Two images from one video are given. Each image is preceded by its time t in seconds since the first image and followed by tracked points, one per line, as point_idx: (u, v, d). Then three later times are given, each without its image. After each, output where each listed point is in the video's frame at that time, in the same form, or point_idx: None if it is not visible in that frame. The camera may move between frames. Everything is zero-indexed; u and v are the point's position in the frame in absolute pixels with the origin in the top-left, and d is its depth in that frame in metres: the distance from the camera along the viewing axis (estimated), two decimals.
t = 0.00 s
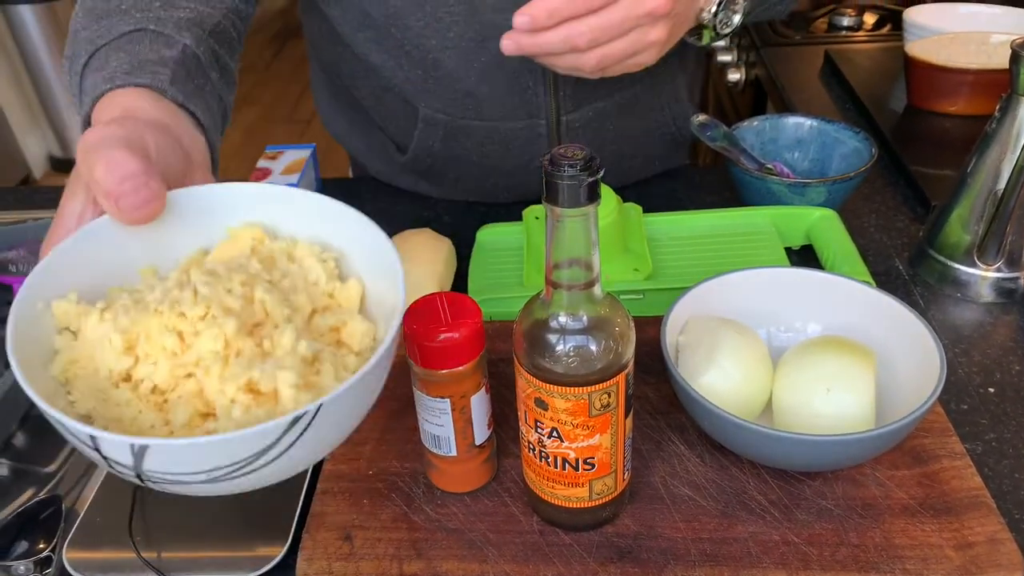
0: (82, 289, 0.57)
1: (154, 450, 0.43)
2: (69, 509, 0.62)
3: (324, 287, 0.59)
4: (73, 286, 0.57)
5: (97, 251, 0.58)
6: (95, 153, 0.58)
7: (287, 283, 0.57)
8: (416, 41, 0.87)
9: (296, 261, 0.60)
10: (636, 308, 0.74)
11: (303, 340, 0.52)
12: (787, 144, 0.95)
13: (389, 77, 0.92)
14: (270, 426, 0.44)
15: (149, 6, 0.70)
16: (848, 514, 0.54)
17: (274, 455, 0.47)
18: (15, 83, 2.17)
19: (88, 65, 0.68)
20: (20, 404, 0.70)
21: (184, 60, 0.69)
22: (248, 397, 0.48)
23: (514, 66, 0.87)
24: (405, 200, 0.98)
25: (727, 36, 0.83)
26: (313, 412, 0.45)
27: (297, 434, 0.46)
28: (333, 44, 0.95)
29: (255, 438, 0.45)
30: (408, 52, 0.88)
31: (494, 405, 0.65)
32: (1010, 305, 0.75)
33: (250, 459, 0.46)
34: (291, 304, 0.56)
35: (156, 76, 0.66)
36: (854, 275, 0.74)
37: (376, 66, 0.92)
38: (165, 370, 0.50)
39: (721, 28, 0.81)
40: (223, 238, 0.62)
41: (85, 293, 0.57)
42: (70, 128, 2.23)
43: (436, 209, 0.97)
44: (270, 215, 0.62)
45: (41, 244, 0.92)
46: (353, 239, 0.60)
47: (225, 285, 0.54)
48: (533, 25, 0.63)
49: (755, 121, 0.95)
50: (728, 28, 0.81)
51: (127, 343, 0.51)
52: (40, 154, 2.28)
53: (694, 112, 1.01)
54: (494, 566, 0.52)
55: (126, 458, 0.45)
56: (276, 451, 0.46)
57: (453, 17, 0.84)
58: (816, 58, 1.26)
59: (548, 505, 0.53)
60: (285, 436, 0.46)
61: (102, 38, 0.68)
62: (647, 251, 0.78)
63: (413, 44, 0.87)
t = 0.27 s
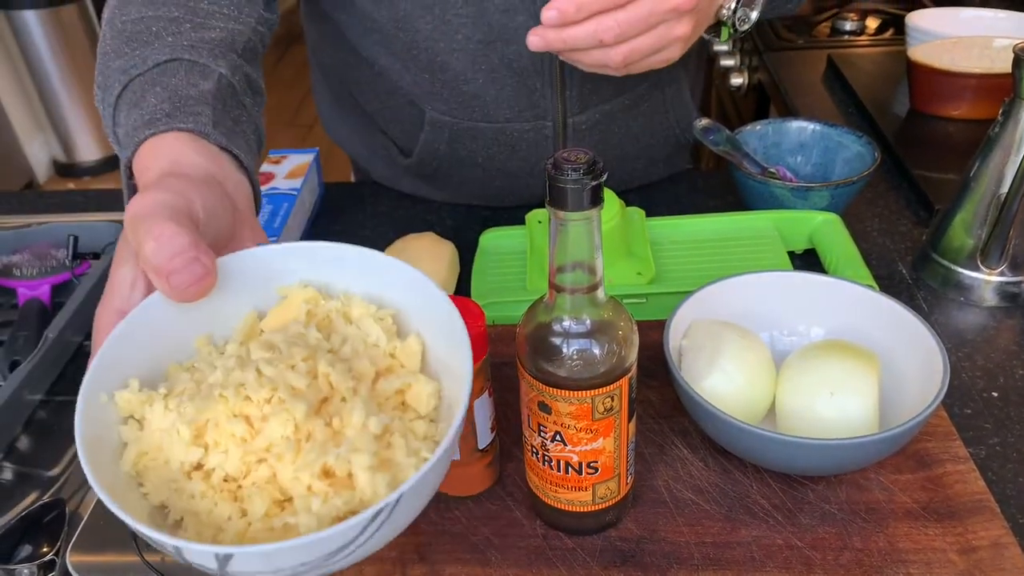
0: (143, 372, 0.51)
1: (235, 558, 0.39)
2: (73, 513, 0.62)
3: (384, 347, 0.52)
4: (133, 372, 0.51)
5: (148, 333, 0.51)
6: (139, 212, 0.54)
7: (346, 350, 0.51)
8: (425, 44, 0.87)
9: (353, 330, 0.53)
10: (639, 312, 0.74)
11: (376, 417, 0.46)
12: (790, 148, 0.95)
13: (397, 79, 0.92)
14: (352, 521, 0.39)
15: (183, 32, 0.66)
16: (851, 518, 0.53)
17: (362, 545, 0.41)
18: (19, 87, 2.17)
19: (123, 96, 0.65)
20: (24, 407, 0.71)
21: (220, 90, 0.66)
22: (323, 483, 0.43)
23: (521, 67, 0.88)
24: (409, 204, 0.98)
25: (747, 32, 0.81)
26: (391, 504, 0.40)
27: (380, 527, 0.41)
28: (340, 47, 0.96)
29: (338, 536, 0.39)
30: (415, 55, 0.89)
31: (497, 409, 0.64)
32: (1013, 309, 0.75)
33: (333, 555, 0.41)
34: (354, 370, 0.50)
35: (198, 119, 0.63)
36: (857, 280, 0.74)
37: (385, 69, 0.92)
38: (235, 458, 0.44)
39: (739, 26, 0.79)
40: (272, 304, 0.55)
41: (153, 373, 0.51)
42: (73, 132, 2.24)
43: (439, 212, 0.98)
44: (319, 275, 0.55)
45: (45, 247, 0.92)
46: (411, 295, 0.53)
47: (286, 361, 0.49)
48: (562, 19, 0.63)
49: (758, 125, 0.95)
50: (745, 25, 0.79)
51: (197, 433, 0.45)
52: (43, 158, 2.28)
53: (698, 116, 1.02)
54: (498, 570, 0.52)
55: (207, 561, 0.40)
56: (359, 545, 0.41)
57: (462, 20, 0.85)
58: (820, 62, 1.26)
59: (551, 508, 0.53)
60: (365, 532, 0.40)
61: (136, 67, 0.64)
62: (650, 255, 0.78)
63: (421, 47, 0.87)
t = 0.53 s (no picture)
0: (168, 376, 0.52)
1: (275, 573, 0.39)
2: (75, 517, 0.62)
3: (412, 352, 0.54)
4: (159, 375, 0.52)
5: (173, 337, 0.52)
6: (162, 214, 0.54)
7: (375, 356, 0.53)
8: (427, 50, 0.87)
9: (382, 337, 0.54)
10: (641, 316, 0.74)
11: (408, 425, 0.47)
12: (792, 152, 0.95)
13: (399, 85, 0.92)
14: (392, 536, 0.40)
15: (188, 34, 0.67)
16: (855, 523, 0.53)
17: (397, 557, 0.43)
18: (23, 93, 2.18)
19: (129, 98, 0.64)
20: (26, 411, 0.71)
21: (228, 91, 0.66)
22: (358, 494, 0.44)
23: (523, 72, 0.88)
24: (411, 208, 0.98)
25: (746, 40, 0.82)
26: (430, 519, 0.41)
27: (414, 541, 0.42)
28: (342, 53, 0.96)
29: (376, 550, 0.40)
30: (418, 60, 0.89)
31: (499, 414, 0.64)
32: (1016, 313, 0.75)
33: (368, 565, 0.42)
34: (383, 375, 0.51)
35: (208, 119, 0.63)
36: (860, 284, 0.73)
37: (387, 75, 0.92)
38: (267, 465, 0.45)
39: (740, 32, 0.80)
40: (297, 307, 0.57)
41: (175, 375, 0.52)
42: (76, 137, 2.24)
43: (441, 217, 0.98)
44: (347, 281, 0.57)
45: (48, 251, 0.92)
46: (438, 299, 0.55)
47: (319, 368, 0.50)
48: (560, 28, 0.63)
49: (760, 130, 0.95)
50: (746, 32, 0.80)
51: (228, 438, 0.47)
52: (47, 163, 2.29)
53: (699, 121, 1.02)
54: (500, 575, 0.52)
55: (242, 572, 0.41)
56: (394, 558, 0.42)
57: (464, 25, 0.85)
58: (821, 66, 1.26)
59: (554, 514, 0.53)
60: (401, 548, 0.42)
61: (143, 69, 0.64)
62: (652, 259, 0.78)
63: (423, 53, 0.88)
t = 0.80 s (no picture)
0: (177, 359, 0.52)
1: (291, 525, 0.39)
2: (76, 521, 0.62)
3: (415, 323, 0.54)
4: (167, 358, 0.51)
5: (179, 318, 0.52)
6: (166, 202, 0.56)
7: (379, 325, 0.53)
8: (428, 54, 0.87)
9: (385, 309, 0.54)
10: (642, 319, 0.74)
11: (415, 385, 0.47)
12: (793, 155, 0.95)
13: (400, 89, 0.92)
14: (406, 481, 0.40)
15: (190, 40, 0.66)
16: (857, 526, 0.53)
17: (412, 509, 0.42)
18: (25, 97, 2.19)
19: (132, 102, 0.65)
20: (28, 414, 0.71)
21: (229, 96, 0.66)
22: (369, 452, 0.44)
23: (524, 76, 0.88)
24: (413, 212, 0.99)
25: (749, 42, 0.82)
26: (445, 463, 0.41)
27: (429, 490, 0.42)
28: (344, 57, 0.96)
29: (392, 497, 0.40)
30: (419, 64, 0.89)
31: (501, 417, 0.64)
32: (1018, 316, 0.74)
33: (385, 518, 0.42)
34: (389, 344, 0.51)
35: (209, 124, 0.63)
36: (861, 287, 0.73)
37: (388, 79, 0.92)
38: (278, 433, 0.45)
39: (743, 35, 0.80)
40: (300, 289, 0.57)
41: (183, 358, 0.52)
42: (78, 141, 2.25)
43: (444, 222, 0.98)
44: (348, 256, 0.57)
45: (50, 255, 0.92)
46: (439, 272, 0.55)
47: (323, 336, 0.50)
48: (561, 30, 0.62)
49: (761, 133, 0.95)
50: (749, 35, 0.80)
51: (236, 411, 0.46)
52: (49, 166, 2.29)
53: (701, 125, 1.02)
54: None
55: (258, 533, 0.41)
56: (410, 508, 0.42)
57: (466, 30, 0.85)
58: (823, 70, 1.26)
59: (555, 517, 0.53)
60: (415, 494, 0.41)
61: (145, 74, 0.64)
62: (654, 262, 0.78)
63: (425, 57, 0.88)
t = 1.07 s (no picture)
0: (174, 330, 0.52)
1: (279, 454, 0.39)
2: (76, 523, 0.62)
3: (407, 282, 0.53)
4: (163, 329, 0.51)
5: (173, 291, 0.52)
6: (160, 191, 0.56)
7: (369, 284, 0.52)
8: (428, 55, 0.87)
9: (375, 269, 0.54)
10: (643, 321, 0.74)
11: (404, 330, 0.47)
12: (794, 157, 0.95)
13: (400, 91, 0.92)
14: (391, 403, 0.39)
15: (195, 40, 0.66)
16: (858, 528, 0.53)
17: (403, 439, 0.42)
18: (26, 99, 2.19)
19: (138, 103, 0.65)
20: (28, 417, 0.71)
21: (233, 96, 0.66)
22: (357, 392, 0.43)
23: (523, 78, 0.88)
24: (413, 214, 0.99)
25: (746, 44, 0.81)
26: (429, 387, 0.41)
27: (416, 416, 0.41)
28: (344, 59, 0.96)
29: (380, 421, 0.40)
30: (419, 66, 0.89)
31: (501, 419, 0.64)
32: (1019, 318, 0.74)
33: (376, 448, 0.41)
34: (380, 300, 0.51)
35: (214, 122, 0.63)
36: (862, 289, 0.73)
37: (388, 81, 0.92)
38: (268, 385, 0.45)
39: (740, 37, 0.79)
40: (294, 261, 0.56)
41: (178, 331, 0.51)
42: (78, 142, 2.25)
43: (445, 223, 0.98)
44: (337, 230, 0.56)
45: (50, 257, 0.92)
46: (428, 232, 0.55)
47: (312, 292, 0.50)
48: (557, 35, 0.62)
49: (761, 135, 0.95)
50: (746, 37, 0.80)
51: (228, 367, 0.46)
52: (49, 168, 2.30)
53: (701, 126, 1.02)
54: None
55: (248, 470, 0.40)
56: (400, 436, 0.42)
57: (465, 31, 0.85)
58: (823, 71, 1.26)
59: (556, 518, 0.53)
60: (405, 417, 0.41)
61: (150, 75, 0.64)
62: (654, 264, 0.78)
63: (424, 58, 0.88)
